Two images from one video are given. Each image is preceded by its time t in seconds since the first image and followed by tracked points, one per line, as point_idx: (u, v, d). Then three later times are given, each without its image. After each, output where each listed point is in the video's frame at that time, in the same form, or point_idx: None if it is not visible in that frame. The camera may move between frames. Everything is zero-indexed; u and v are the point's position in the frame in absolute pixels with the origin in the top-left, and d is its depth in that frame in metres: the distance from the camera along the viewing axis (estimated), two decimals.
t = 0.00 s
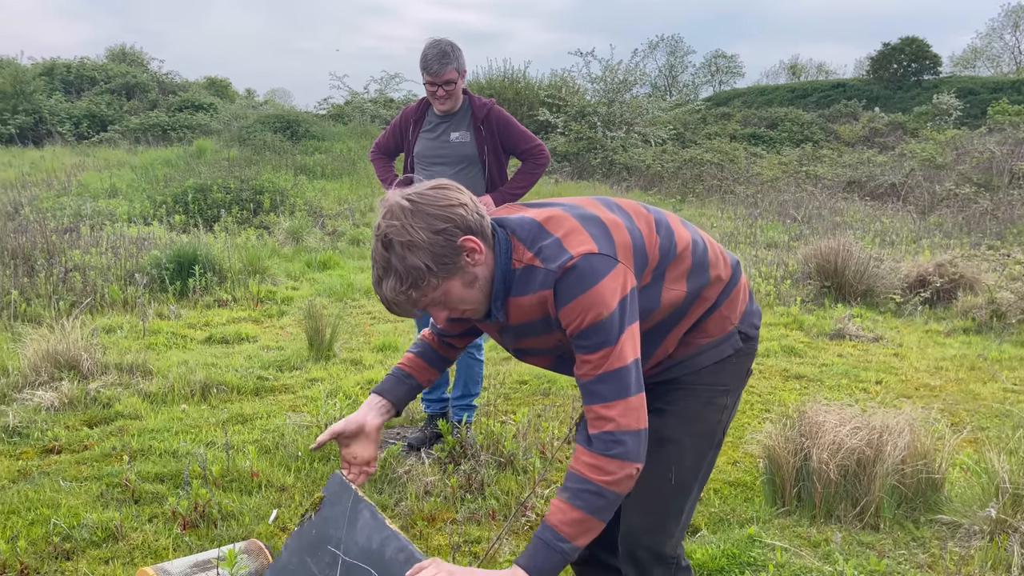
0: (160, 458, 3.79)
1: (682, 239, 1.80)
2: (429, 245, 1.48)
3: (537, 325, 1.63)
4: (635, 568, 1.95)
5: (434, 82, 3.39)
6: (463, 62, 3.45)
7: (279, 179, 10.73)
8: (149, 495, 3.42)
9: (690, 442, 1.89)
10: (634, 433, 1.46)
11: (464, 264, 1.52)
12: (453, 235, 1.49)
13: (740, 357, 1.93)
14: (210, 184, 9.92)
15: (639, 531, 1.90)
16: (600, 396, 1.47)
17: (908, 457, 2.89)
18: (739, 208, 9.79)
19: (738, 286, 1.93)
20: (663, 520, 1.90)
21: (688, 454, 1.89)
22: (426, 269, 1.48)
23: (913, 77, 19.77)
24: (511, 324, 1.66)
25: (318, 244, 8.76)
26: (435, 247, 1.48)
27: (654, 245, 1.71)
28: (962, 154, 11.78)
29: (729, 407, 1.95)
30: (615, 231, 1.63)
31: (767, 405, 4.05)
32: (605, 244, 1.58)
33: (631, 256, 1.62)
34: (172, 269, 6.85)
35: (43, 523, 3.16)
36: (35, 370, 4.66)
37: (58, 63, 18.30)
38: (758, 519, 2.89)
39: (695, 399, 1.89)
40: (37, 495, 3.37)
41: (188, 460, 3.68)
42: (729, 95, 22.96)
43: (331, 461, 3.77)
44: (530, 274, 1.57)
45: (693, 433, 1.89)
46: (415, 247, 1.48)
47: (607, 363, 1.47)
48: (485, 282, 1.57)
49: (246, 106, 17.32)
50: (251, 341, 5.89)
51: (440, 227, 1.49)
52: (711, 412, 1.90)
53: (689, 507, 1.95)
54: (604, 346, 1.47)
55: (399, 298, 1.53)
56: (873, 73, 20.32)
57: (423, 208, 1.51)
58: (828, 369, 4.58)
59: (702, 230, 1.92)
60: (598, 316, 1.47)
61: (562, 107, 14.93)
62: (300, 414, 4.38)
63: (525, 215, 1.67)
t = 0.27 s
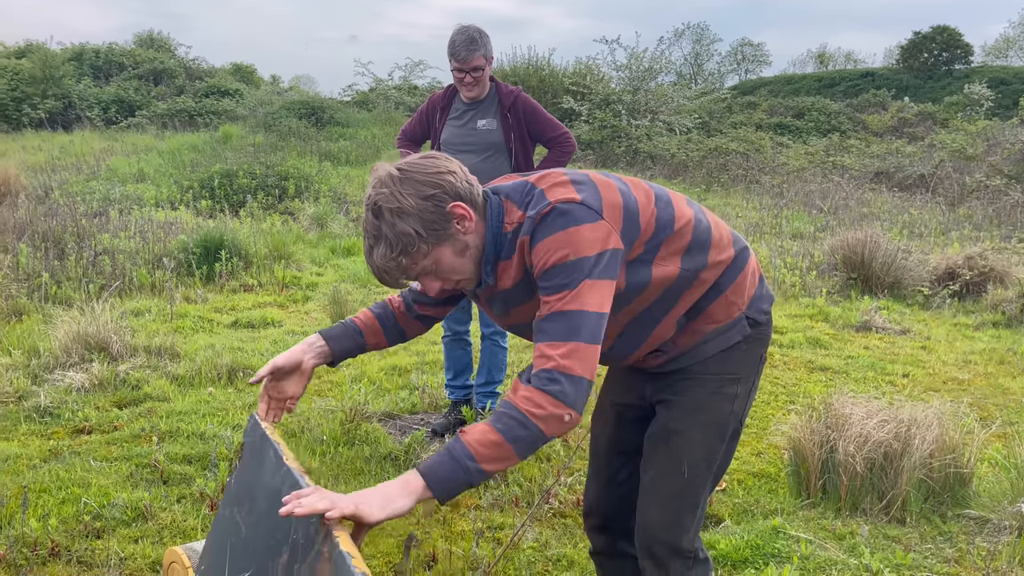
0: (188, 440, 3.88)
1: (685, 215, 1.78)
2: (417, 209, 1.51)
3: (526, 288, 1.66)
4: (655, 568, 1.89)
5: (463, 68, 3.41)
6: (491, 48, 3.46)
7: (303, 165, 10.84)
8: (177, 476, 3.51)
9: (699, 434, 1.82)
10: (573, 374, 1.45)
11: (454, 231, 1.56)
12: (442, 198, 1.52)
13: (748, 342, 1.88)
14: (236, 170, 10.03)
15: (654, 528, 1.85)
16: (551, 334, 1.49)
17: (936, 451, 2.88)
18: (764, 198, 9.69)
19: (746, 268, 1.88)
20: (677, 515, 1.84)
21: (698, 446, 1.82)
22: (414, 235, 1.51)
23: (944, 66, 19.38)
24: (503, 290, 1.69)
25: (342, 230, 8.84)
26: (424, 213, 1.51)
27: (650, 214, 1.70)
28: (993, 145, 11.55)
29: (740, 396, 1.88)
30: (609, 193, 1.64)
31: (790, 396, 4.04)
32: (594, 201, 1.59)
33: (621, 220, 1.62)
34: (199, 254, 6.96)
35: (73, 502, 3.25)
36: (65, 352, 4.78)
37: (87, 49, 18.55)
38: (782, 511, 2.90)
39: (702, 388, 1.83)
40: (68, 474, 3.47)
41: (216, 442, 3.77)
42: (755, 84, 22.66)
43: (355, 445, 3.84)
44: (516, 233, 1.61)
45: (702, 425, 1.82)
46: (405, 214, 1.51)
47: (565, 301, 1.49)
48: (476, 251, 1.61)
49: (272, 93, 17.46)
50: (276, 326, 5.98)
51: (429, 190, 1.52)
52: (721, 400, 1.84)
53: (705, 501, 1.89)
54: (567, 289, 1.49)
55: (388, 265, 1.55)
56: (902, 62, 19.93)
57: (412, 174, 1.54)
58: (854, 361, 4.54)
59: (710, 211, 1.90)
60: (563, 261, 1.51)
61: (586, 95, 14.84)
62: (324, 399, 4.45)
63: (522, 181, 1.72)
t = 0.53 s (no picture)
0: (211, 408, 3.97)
1: (699, 180, 1.75)
2: (431, 163, 1.55)
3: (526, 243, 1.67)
4: (660, 533, 1.85)
5: (485, 37, 3.39)
6: (513, 18, 3.45)
7: (323, 137, 10.86)
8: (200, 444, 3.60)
9: (712, 399, 1.79)
10: (510, 307, 1.45)
11: (467, 190, 1.60)
12: (456, 154, 1.57)
13: (767, 316, 1.82)
14: (256, 142, 10.07)
15: (659, 490, 1.81)
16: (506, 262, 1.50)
17: (958, 429, 2.88)
18: (786, 173, 9.56)
19: (763, 240, 1.83)
20: (685, 478, 1.79)
21: (709, 410, 1.79)
22: (427, 189, 1.56)
23: (974, 40, 18.88)
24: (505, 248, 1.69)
25: (361, 202, 8.87)
26: (438, 166, 1.56)
27: (656, 177, 1.68)
28: None
29: (756, 365, 1.83)
30: (611, 149, 1.64)
31: (810, 372, 4.03)
32: (592, 154, 1.59)
33: (621, 177, 1.61)
34: (220, 225, 7.03)
35: (99, 466, 3.35)
36: (90, 320, 4.87)
37: (108, 19, 18.59)
38: (801, 487, 2.91)
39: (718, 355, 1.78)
40: (93, 440, 3.57)
41: (238, 410, 3.86)
42: (778, 57, 22.22)
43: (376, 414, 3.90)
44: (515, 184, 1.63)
45: (715, 388, 1.78)
46: (418, 167, 1.55)
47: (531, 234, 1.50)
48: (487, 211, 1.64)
49: (291, 64, 17.43)
50: (297, 297, 6.05)
51: (443, 146, 1.57)
52: (734, 367, 1.78)
53: (715, 469, 1.84)
54: (534, 229, 1.50)
55: (398, 218, 1.58)
56: (931, 35, 19.44)
57: (429, 130, 1.58)
58: (875, 339, 4.52)
59: (733, 181, 1.86)
60: (537, 203, 1.52)
61: (607, 67, 14.65)
62: (344, 369, 4.52)
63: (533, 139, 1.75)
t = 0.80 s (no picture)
0: (223, 376, 4.01)
1: (704, 155, 1.69)
2: (439, 121, 1.55)
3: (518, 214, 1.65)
4: (664, 508, 1.84)
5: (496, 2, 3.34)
6: None
7: (332, 104, 10.79)
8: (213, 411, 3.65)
9: (718, 381, 1.75)
10: (473, 264, 1.43)
11: (471, 152, 1.59)
12: (465, 115, 1.57)
13: (776, 299, 1.76)
14: (265, 110, 10.02)
15: (664, 466, 1.80)
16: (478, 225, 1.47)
17: (968, 400, 2.88)
18: (798, 142, 9.44)
19: (773, 219, 1.76)
20: (690, 458, 1.78)
21: (715, 391, 1.75)
22: (431, 146, 1.55)
23: (993, 7, 18.46)
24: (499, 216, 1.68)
25: (370, 171, 8.84)
26: (446, 124, 1.56)
27: (655, 154, 1.63)
28: None
29: (765, 348, 1.77)
30: (606, 122, 1.59)
31: (820, 343, 4.02)
32: (582, 126, 1.55)
33: (616, 152, 1.57)
34: (229, 193, 7.03)
35: (114, 432, 3.41)
36: (102, 288, 4.91)
37: None
38: (809, 457, 2.93)
39: (724, 337, 1.75)
40: (107, 406, 3.62)
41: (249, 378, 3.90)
42: (793, 24, 21.79)
43: (386, 383, 3.94)
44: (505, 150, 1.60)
45: (723, 369, 1.75)
46: (426, 122, 1.55)
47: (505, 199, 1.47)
48: (490, 177, 1.63)
49: (299, 30, 17.25)
50: (307, 266, 6.06)
51: (453, 105, 1.57)
52: (740, 349, 1.74)
53: (725, 450, 1.82)
54: (511, 194, 1.46)
55: (399, 171, 1.58)
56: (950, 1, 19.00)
57: (443, 88, 1.59)
58: (886, 309, 4.49)
59: (748, 155, 1.78)
60: (516, 170, 1.48)
61: (618, 34, 14.42)
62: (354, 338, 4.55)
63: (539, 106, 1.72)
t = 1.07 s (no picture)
0: (220, 351, 4.00)
1: (698, 132, 1.66)
2: (428, 108, 1.53)
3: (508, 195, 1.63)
4: (661, 489, 1.83)
5: None
6: None
7: (328, 76, 10.65)
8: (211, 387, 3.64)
9: (716, 364, 1.73)
10: (451, 238, 1.41)
11: (463, 137, 1.57)
12: (453, 100, 1.55)
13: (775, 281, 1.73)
14: (261, 82, 9.89)
15: (661, 448, 1.79)
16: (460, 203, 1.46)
17: (963, 375, 2.88)
18: (798, 114, 9.34)
19: (772, 197, 1.72)
20: (687, 440, 1.76)
21: (712, 373, 1.73)
22: (421, 134, 1.54)
23: None
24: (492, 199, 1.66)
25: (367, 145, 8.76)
26: (435, 111, 1.53)
27: (645, 132, 1.60)
28: None
29: (763, 332, 1.75)
30: (593, 99, 1.56)
31: (817, 317, 4.02)
32: (568, 105, 1.52)
33: (603, 130, 1.54)
34: (226, 166, 6.97)
35: (112, 409, 3.40)
36: (99, 264, 4.89)
37: None
38: (804, 431, 2.93)
39: (721, 320, 1.72)
40: (105, 382, 3.62)
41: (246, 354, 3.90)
42: None
43: (383, 358, 3.93)
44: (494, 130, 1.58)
45: (720, 352, 1.73)
46: (415, 110, 1.53)
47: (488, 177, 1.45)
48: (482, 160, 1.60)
49: None
50: (304, 241, 6.03)
51: (440, 91, 1.54)
52: (738, 332, 1.72)
53: (722, 433, 1.80)
54: (493, 171, 1.44)
55: (392, 161, 1.57)
56: None
57: (429, 73, 1.55)
58: (884, 283, 4.48)
59: (747, 132, 1.74)
60: (500, 149, 1.47)
61: (617, 3, 14.21)
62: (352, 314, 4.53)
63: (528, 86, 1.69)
